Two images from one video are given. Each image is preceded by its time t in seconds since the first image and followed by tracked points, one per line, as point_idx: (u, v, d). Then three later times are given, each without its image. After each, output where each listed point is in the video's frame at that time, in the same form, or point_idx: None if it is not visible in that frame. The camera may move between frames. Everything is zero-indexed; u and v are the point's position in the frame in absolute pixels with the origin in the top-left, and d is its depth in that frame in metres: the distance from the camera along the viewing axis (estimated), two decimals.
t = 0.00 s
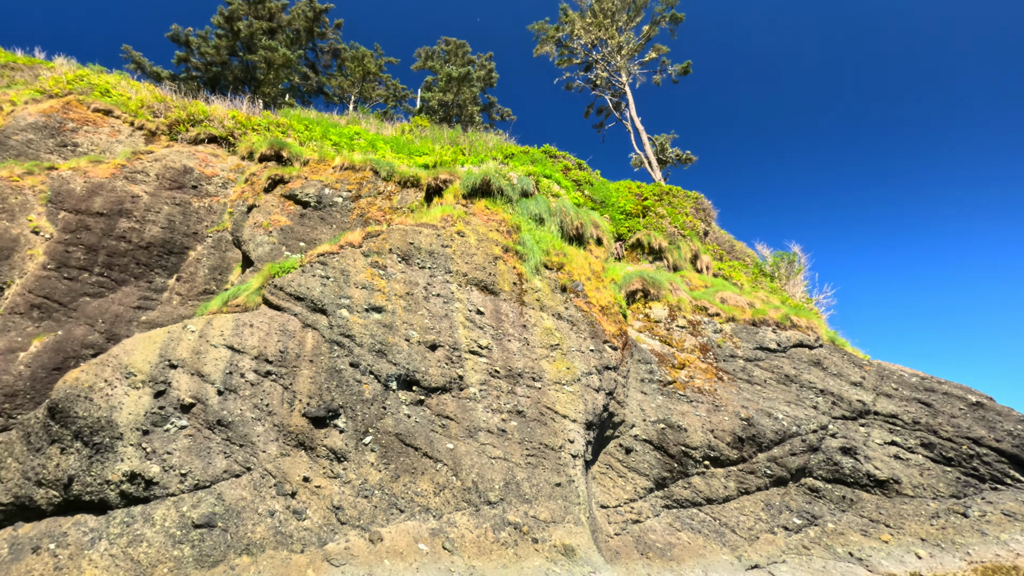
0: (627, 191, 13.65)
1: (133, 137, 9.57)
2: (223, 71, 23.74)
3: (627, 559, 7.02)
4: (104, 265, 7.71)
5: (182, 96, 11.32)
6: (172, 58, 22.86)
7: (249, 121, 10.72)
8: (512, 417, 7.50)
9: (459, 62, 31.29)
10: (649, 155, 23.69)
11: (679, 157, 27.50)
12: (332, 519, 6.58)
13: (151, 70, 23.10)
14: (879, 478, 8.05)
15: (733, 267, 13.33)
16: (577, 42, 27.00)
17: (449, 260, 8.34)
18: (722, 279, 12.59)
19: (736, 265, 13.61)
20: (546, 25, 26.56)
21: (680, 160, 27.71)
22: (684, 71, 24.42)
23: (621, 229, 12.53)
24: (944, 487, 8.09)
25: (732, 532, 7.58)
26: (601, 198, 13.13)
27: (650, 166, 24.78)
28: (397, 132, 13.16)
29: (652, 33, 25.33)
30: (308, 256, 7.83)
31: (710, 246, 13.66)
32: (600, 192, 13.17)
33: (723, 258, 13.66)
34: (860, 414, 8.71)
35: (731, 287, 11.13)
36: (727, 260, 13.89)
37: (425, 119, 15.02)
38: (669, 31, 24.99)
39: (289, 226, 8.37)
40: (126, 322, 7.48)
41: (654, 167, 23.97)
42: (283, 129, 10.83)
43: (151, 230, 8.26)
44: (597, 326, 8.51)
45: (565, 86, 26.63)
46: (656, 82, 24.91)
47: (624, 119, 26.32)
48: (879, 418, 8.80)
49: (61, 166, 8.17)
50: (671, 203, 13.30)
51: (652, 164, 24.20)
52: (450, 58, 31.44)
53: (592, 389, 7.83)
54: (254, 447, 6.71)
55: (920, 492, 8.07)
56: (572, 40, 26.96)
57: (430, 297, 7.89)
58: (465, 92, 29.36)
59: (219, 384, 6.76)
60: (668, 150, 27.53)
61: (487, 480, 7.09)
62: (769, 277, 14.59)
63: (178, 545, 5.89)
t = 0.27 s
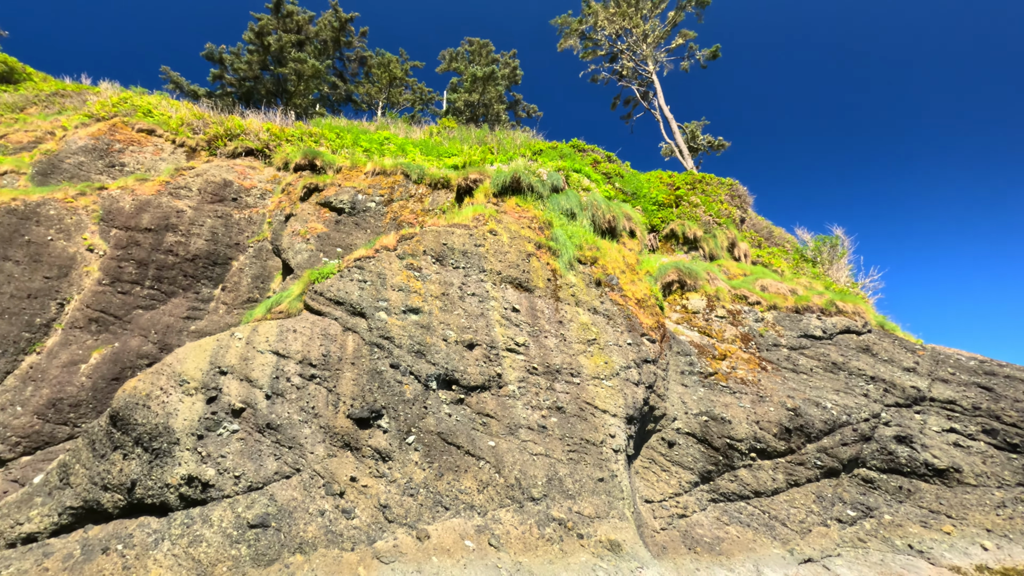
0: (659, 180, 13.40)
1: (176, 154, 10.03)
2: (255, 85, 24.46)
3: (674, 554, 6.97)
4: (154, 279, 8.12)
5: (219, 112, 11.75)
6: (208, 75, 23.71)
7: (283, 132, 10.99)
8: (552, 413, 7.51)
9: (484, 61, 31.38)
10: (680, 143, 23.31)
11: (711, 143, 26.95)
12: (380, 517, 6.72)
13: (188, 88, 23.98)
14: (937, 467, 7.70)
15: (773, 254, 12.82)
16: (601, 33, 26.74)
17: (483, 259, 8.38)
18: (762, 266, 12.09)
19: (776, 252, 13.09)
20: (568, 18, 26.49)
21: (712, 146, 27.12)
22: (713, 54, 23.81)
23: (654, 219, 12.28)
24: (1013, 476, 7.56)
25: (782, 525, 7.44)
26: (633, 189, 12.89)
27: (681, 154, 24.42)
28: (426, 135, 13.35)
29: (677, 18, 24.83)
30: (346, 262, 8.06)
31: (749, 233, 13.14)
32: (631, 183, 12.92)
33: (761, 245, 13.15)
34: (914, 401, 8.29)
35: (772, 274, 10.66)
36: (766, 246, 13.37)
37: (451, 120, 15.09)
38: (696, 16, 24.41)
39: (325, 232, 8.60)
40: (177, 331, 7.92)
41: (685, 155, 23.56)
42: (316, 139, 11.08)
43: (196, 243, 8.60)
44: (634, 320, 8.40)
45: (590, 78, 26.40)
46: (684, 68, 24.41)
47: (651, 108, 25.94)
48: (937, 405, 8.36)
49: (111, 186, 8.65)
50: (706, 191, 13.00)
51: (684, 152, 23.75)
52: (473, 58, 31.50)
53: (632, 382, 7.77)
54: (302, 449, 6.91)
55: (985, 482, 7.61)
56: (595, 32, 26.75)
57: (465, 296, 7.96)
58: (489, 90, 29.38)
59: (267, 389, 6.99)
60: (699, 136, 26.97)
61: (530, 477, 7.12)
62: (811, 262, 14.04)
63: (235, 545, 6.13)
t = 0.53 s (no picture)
0: (688, 168, 13.03)
1: (212, 166, 10.48)
2: (284, 95, 25.05)
3: (719, 547, 6.86)
4: (197, 288, 8.46)
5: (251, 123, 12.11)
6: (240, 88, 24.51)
7: (312, 139, 11.16)
8: (588, 407, 7.48)
9: (506, 57, 31.33)
10: (710, 128, 22.82)
11: (742, 126, 26.30)
12: (421, 513, 6.81)
13: (222, 101, 24.76)
14: (997, 453, 7.30)
15: (812, 238, 12.28)
16: (623, 21, 26.40)
17: (513, 254, 8.37)
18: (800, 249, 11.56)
19: (816, 234, 12.51)
20: (589, 8, 26.27)
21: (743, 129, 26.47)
22: (741, 35, 23.21)
23: (685, 205, 11.87)
24: None
25: (831, 515, 7.22)
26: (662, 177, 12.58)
27: (711, 139, 23.95)
28: (451, 134, 13.44)
29: None
30: (378, 263, 8.20)
31: (785, 216, 12.63)
32: (660, 171, 12.63)
33: (799, 229, 12.64)
34: (969, 384, 7.93)
35: (812, 258, 10.27)
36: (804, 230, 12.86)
37: (476, 119, 15.21)
38: None
39: (357, 235, 8.76)
40: (221, 338, 8.18)
41: (716, 140, 23.08)
42: (344, 144, 11.25)
43: (235, 252, 8.89)
44: (669, 310, 8.26)
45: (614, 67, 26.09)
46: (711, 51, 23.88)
47: (677, 94, 25.51)
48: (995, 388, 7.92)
49: (153, 201, 9.13)
50: (738, 174, 12.58)
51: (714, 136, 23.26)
52: (496, 54, 31.50)
53: (668, 373, 7.66)
54: (344, 447, 7.06)
55: None
56: (617, 20, 26.42)
57: (496, 293, 7.98)
58: (512, 86, 29.27)
59: (307, 391, 7.16)
60: (730, 120, 26.36)
61: (568, 471, 7.11)
62: (851, 244, 13.47)
63: (284, 541, 6.33)
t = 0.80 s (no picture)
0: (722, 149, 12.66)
1: (249, 174, 10.97)
2: (315, 100, 25.59)
3: (769, 537, 6.71)
4: (241, 293, 8.77)
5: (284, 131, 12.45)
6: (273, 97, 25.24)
7: (343, 142, 11.28)
8: (628, 397, 7.41)
9: (531, 49, 31.20)
10: (744, 108, 22.28)
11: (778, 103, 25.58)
12: (466, 507, 6.87)
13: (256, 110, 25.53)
14: None
15: (856, 215, 11.73)
16: (647, 4, 26.02)
17: (545, 246, 8.35)
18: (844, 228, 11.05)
19: (861, 212, 11.94)
20: None
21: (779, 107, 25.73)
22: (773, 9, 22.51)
23: (720, 189, 11.60)
24: None
25: (888, 503, 6.95)
26: (695, 161, 12.27)
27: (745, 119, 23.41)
28: (479, 130, 13.50)
29: None
30: (412, 261, 8.36)
31: (826, 194, 12.08)
32: (692, 154, 12.32)
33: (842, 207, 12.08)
34: None
35: (857, 236, 9.77)
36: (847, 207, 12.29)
37: (503, 112, 15.22)
38: None
39: (391, 235, 8.94)
40: (265, 340, 8.46)
41: (750, 120, 22.54)
42: (374, 146, 11.39)
43: (274, 256, 9.17)
44: (707, 297, 8.10)
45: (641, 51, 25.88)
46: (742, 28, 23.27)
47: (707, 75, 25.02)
48: None
49: (196, 211, 9.53)
50: (775, 153, 12.13)
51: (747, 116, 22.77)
52: (519, 46, 31.51)
53: (709, 361, 7.52)
54: (387, 443, 7.16)
55: None
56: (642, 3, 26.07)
57: (531, 286, 7.98)
58: (537, 78, 29.19)
59: (350, 389, 7.32)
60: (763, 98, 25.70)
61: (610, 462, 7.05)
62: (899, 220, 12.79)
63: (334, 536, 6.49)
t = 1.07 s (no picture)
0: (756, 128, 12.25)
1: (284, 179, 11.25)
2: (343, 104, 26.08)
3: (822, 525, 6.53)
4: (281, 295, 9.03)
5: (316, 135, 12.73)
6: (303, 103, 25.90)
7: (372, 143, 11.45)
8: (668, 385, 7.30)
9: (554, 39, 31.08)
10: (777, 84, 21.70)
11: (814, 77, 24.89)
12: (509, 499, 6.90)
13: (287, 117, 26.23)
14: None
15: (902, 189, 11.16)
16: None
17: (578, 236, 8.29)
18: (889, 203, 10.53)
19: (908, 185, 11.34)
20: None
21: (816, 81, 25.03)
22: None
23: (755, 169, 11.27)
24: None
25: (948, 488, 6.66)
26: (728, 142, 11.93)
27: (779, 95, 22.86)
28: (505, 124, 13.51)
29: None
30: (445, 257, 8.46)
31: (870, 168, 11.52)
32: (726, 135, 11.99)
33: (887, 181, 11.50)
34: None
35: (906, 210, 9.23)
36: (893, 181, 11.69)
37: (529, 104, 15.20)
38: None
39: (423, 232, 9.15)
40: (307, 340, 8.68)
41: (784, 96, 21.96)
42: (403, 144, 11.56)
43: (312, 259, 9.41)
44: (747, 281, 7.88)
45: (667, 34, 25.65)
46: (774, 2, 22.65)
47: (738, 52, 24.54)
48: None
49: (235, 218, 9.85)
50: (812, 129, 11.66)
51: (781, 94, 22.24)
52: (542, 37, 31.47)
53: (752, 346, 7.33)
54: (429, 438, 7.24)
55: None
56: None
57: (565, 277, 7.93)
58: (562, 67, 28.96)
59: (390, 385, 7.44)
60: (798, 73, 25.08)
61: (653, 451, 6.97)
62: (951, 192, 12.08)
63: (381, 529, 6.61)
